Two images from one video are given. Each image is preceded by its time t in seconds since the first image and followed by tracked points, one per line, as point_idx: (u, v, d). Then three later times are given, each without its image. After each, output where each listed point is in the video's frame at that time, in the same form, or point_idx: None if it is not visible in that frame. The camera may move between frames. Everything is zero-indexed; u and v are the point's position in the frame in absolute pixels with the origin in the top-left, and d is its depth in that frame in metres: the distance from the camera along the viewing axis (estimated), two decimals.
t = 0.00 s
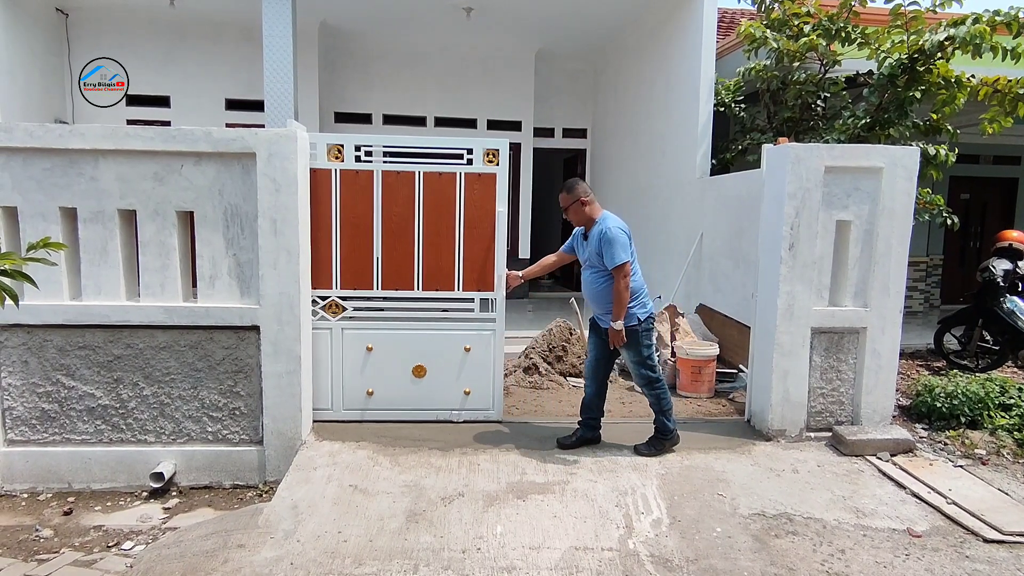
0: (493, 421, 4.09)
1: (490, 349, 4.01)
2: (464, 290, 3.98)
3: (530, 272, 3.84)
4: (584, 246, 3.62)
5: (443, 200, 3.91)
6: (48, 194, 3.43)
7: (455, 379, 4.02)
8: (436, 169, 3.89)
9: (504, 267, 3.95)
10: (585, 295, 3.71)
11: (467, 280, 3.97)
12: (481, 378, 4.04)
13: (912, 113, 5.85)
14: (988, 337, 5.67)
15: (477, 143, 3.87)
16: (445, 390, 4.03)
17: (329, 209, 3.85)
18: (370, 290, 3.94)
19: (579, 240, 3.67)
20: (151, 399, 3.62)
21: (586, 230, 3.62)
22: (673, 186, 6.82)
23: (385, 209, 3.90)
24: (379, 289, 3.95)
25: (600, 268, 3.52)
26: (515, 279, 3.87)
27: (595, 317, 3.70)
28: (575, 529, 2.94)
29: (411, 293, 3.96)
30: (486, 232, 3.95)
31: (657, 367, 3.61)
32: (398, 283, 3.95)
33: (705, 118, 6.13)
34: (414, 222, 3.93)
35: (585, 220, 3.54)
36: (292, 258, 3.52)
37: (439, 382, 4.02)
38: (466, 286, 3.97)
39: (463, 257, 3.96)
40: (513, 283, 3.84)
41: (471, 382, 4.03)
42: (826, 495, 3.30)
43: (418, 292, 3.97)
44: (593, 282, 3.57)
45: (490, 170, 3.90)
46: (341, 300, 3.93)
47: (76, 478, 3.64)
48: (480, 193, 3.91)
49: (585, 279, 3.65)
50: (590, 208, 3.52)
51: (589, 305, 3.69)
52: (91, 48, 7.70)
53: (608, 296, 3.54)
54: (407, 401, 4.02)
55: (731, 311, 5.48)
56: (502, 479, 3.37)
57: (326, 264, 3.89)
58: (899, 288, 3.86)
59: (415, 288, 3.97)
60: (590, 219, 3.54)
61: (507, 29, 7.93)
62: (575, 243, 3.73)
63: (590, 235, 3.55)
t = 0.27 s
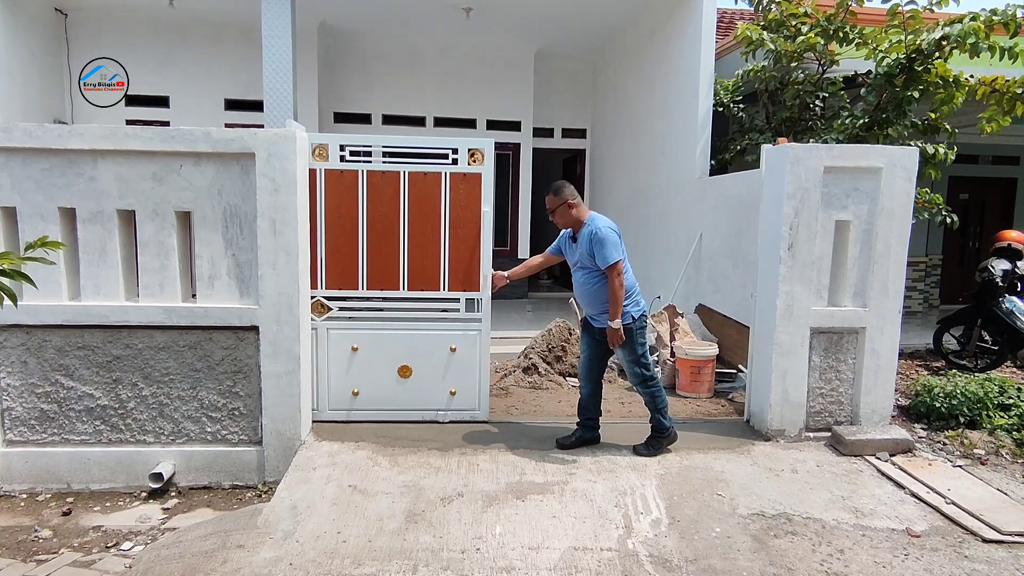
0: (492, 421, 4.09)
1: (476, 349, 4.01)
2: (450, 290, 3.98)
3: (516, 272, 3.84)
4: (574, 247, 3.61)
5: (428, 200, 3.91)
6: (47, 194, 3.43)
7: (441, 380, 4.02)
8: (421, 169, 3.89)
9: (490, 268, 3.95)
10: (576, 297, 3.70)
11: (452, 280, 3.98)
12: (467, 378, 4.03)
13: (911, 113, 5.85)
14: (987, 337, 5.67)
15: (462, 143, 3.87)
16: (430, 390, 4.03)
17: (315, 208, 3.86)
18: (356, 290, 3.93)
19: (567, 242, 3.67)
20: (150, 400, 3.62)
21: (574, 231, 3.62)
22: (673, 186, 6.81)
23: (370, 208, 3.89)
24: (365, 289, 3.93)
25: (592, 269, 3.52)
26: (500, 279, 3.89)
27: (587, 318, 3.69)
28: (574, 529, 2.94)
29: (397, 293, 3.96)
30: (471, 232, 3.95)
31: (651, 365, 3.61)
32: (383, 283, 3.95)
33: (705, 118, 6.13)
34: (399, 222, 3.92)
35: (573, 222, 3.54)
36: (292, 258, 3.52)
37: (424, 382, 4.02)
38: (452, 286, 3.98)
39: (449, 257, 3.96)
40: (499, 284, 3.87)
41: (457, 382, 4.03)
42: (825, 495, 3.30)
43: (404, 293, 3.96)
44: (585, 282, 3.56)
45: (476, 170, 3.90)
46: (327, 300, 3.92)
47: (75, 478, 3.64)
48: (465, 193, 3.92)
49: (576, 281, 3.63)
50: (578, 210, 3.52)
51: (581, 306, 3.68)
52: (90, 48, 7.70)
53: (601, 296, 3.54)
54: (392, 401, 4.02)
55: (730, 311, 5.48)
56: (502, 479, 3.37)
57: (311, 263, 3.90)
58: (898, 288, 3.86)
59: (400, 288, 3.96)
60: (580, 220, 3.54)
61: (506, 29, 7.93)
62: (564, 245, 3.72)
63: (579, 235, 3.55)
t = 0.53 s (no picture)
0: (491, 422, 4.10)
1: (464, 348, 3.99)
2: (436, 290, 3.97)
3: (503, 272, 3.82)
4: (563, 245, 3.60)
5: (414, 200, 3.90)
6: (46, 194, 3.43)
7: (428, 379, 4.00)
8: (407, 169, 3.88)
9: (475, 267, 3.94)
10: (566, 295, 3.67)
11: (438, 280, 3.97)
12: (454, 378, 4.02)
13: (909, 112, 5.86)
14: (986, 337, 5.67)
15: (447, 143, 3.85)
16: (417, 390, 4.01)
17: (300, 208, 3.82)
18: (342, 290, 3.91)
19: (556, 240, 3.65)
20: (149, 399, 3.62)
21: (564, 229, 3.61)
22: (673, 186, 6.80)
23: (356, 208, 3.87)
24: (351, 289, 3.91)
25: (583, 266, 3.51)
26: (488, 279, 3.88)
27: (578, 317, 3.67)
28: (573, 529, 2.94)
29: (383, 293, 3.94)
30: (457, 232, 3.95)
31: (642, 365, 3.61)
32: (370, 282, 3.93)
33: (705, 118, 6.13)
34: (385, 222, 3.91)
35: (565, 220, 3.52)
36: (291, 257, 3.52)
37: (411, 382, 4.00)
38: (438, 286, 3.97)
39: (435, 257, 3.96)
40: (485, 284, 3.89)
41: (444, 381, 4.01)
42: (824, 496, 3.30)
43: (390, 293, 3.95)
44: (576, 281, 3.55)
45: (462, 169, 3.89)
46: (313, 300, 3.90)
47: (74, 478, 3.64)
48: (452, 192, 3.91)
49: (566, 279, 3.61)
50: (569, 208, 3.51)
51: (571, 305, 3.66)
52: (90, 47, 7.70)
53: (593, 294, 3.52)
54: (379, 402, 4.00)
55: (730, 311, 5.48)
56: (501, 479, 3.37)
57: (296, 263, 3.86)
58: (897, 288, 3.86)
59: (387, 288, 3.95)
60: (570, 217, 3.54)
61: (506, 29, 7.94)
62: (553, 244, 3.71)
63: (569, 234, 3.54)
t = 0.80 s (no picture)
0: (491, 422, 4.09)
1: (452, 348, 3.99)
2: (424, 290, 3.96)
3: (491, 272, 3.81)
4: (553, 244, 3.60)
5: (401, 200, 3.90)
6: (46, 194, 3.42)
7: (415, 379, 3.99)
8: (395, 169, 3.88)
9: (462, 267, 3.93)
10: (555, 294, 3.66)
11: (426, 280, 3.96)
12: (442, 378, 4.01)
13: (908, 111, 5.86)
14: (985, 337, 5.67)
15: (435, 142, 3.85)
16: (405, 390, 4.00)
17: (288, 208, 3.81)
18: (330, 290, 3.90)
19: (545, 239, 3.66)
20: (149, 399, 3.61)
21: (553, 228, 3.61)
22: (673, 186, 6.79)
23: (343, 208, 3.86)
24: (339, 289, 3.90)
25: (575, 264, 3.51)
26: (476, 279, 3.85)
27: (568, 315, 3.66)
28: (573, 530, 2.94)
29: (371, 293, 3.93)
30: (445, 232, 3.94)
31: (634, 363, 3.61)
32: (357, 282, 3.93)
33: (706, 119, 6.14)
34: (374, 221, 3.90)
35: (556, 217, 3.54)
36: (291, 257, 3.52)
37: (399, 381, 3.99)
38: (426, 286, 3.96)
39: (423, 256, 3.95)
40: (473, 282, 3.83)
41: (432, 381, 4.01)
42: (824, 496, 3.30)
43: (378, 292, 3.94)
44: (567, 279, 3.54)
45: (449, 169, 3.88)
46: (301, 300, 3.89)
47: (74, 478, 3.63)
48: (439, 191, 3.91)
49: (556, 278, 3.61)
50: (560, 205, 3.53)
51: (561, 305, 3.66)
52: (89, 47, 7.69)
53: (584, 291, 3.53)
54: (367, 402, 3.99)
55: (730, 311, 5.47)
56: (501, 479, 3.37)
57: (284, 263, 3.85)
58: (897, 288, 3.86)
59: (374, 288, 3.94)
60: (560, 215, 3.55)
61: (506, 29, 7.94)
62: (542, 243, 3.71)
63: (560, 232, 3.55)
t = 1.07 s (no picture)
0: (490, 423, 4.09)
1: (441, 348, 3.98)
2: (414, 290, 3.96)
3: (481, 272, 3.81)
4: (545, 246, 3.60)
5: (391, 199, 3.89)
6: (46, 193, 3.42)
7: (405, 379, 3.99)
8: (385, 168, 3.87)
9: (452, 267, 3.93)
10: (550, 296, 3.66)
11: (416, 279, 3.96)
12: (432, 377, 4.00)
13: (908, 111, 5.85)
14: (984, 338, 5.67)
15: (425, 141, 3.84)
16: (395, 389, 3.99)
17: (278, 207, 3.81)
18: (319, 289, 3.90)
19: (537, 241, 3.65)
20: (148, 399, 3.61)
21: (545, 229, 3.61)
22: (673, 186, 6.78)
23: (332, 207, 3.86)
24: (328, 289, 3.90)
25: (568, 265, 3.51)
26: (465, 279, 3.84)
27: (564, 316, 3.66)
28: (572, 530, 2.94)
29: (360, 293, 3.93)
30: (436, 231, 3.93)
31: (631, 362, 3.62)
32: (346, 282, 3.92)
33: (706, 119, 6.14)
34: (363, 221, 3.90)
35: (546, 219, 3.52)
36: (291, 257, 3.52)
37: (389, 381, 3.98)
38: (416, 286, 3.96)
39: (412, 256, 3.95)
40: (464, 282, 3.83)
41: (422, 381, 4.00)
42: (823, 496, 3.30)
43: (367, 292, 3.93)
44: (561, 281, 3.54)
45: (439, 168, 3.88)
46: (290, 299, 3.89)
47: (73, 478, 3.63)
48: (429, 191, 3.89)
49: (550, 280, 3.60)
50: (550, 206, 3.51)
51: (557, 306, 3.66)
52: (89, 47, 7.69)
53: (579, 292, 3.53)
54: (357, 401, 3.98)
55: (730, 311, 5.47)
56: (500, 479, 3.37)
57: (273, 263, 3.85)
58: (897, 289, 3.86)
59: (364, 288, 3.93)
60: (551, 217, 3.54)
61: (505, 30, 7.94)
62: (533, 245, 3.70)
63: (552, 233, 3.54)
